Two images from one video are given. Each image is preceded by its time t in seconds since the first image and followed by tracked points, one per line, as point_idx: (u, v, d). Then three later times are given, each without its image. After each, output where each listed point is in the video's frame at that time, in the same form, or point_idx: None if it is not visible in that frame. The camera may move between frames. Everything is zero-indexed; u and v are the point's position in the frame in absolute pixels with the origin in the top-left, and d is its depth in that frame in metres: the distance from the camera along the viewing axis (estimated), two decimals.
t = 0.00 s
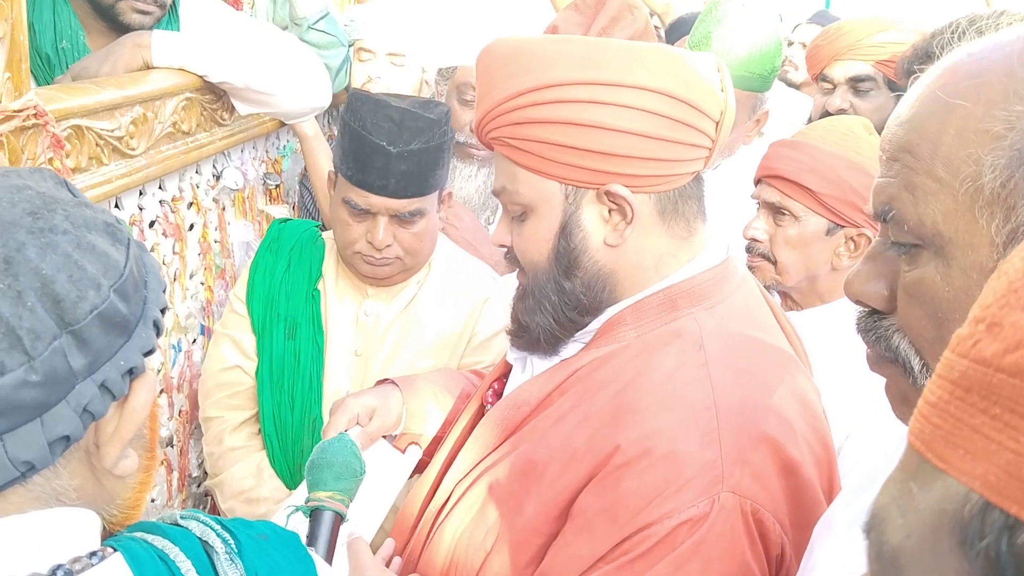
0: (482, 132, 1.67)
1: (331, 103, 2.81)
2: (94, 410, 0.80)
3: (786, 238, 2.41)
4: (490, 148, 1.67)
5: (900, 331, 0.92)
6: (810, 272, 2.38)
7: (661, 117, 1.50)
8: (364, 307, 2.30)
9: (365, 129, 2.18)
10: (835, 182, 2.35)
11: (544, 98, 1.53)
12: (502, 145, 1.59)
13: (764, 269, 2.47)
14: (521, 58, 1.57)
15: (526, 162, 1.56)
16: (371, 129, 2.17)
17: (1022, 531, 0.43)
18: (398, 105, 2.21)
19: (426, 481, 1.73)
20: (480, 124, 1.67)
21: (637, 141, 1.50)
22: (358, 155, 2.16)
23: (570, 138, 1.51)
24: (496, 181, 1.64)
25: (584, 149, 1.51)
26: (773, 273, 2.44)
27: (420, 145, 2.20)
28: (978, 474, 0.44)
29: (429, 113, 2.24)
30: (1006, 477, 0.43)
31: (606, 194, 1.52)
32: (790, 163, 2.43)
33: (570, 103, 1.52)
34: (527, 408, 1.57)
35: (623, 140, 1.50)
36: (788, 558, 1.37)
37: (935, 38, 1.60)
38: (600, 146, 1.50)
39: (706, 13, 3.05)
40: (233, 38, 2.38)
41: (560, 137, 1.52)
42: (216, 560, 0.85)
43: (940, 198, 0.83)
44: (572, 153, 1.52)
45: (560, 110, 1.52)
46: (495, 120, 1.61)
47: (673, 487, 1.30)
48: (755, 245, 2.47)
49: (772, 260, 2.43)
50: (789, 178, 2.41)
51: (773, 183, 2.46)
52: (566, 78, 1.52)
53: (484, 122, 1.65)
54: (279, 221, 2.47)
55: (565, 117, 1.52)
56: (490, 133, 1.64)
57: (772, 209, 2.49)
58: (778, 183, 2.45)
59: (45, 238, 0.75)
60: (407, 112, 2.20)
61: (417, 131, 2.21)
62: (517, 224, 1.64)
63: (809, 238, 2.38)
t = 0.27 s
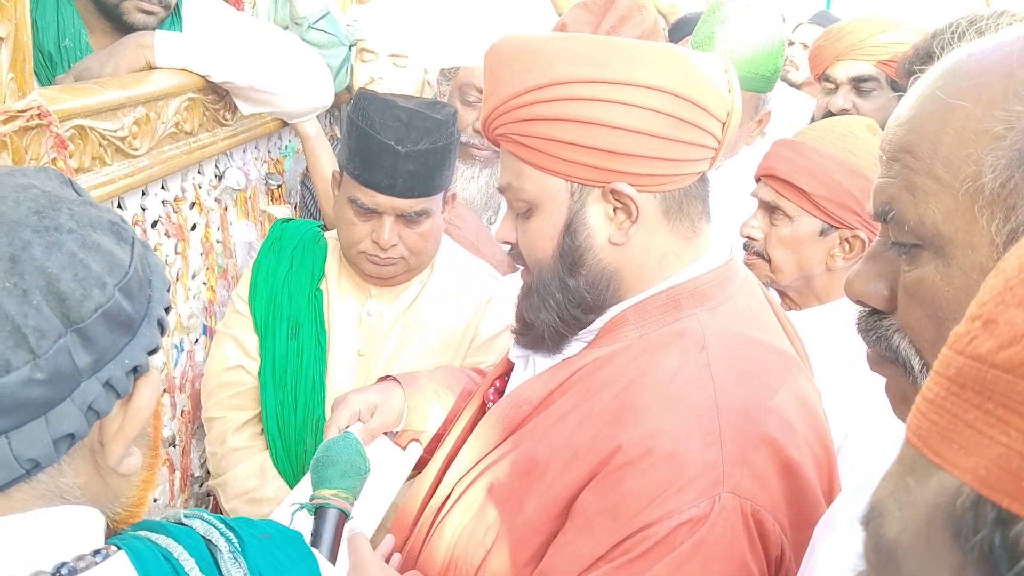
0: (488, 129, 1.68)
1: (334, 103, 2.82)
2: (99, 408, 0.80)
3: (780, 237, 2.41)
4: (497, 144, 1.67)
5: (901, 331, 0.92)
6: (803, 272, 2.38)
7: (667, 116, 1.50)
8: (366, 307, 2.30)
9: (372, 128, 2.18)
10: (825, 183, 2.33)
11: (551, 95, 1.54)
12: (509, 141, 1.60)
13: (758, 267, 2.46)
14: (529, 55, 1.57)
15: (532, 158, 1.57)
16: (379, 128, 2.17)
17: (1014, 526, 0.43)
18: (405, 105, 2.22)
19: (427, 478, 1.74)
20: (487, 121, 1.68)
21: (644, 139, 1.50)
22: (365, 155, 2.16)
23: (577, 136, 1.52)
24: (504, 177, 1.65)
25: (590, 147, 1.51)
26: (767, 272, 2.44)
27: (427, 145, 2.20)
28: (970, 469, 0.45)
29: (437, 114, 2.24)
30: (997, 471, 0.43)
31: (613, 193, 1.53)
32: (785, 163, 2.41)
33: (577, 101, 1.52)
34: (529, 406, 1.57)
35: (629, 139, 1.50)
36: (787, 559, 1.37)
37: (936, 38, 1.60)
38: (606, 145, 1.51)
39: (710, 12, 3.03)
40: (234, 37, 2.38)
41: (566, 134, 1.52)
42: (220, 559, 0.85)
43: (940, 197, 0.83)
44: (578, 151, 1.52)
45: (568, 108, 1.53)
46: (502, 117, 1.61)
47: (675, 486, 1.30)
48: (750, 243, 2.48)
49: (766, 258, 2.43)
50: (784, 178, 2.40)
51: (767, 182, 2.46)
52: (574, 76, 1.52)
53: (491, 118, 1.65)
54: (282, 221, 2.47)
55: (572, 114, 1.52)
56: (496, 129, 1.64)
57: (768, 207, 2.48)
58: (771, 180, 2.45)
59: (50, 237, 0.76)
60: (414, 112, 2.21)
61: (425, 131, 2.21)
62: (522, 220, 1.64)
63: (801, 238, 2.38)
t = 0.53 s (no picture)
0: (492, 131, 1.69)
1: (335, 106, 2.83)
2: (106, 409, 0.81)
3: (773, 240, 2.42)
4: (500, 146, 1.68)
5: (899, 334, 0.93)
6: (797, 276, 2.40)
7: (670, 120, 1.51)
8: (368, 309, 2.31)
9: (377, 130, 2.18)
10: (818, 188, 2.33)
11: (555, 98, 1.54)
12: (512, 143, 1.60)
13: (753, 269, 2.48)
14: (533, 58, 1.58)
15: (535, 161, 1.58)
16: (384, 130, 2.18)
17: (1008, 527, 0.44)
18: (412, 108, 2.22)
19: (426, 479, 1.75)
20: (491, 123, 1.68)
21: (647, 143, 1.51)
22: (370, 157, 2.17)
23: (581, 139, 1.53)
24: (507, 179, 1.66)
25: (593, 150, 1.52)
26: (761, 274, 2.46)
27: (433, 148, 2.21)
28: (963, 472, 0.46)
29: (444, 117, 2.25)
30: (990, 474, 0.44)
31: (615, 197, 1.54)
32: (780, 165, 2.41)
33: (581, 104, 1.53)
34: (528, 408, 1.58)
35: (633, 143, 1.51)
36: (783, 562, 1.38)
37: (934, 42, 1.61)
38: (609, 148, 1.51)
39: (708, 16, 3.03)
40: (235, 41, 2.40)
41: (570, 137, 1.53)
42: (226, 559, 0.86)
43: (937, 202, 0.84)
44: (581, 154, 1.53)
45: (572, 110, 1.53)
46: (506, 119, 1.62)
47: (671, 488, 1.32)
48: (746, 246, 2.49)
49: (759, 261, 2.45)
50: (777, 182, 2.41)
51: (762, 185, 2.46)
52: (578, 79, 1.53)
53: (495, 120, 1.66)
54: (283, 223, 2.47)
55: (576, 117, 1.53)
56: (500, 131, 1.65)
57: (762, 210, 2.48)
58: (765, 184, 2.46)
59: (58, 240, 0.77)
60: (421, 115, 2.21)
61: (431, 134, 2.22)
62: (524, 222, 1.65)
63: (793, 243, 2.39)
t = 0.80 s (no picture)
0: (488, 134, 1.70)
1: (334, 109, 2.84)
2: (108, 410, 0.83)
3: (769, 245, 2.43)
4: (496, 149, 1.69)
5: (888, 338, 0.96)
6: (794, 279, 2.41)
7: (665, 124, 1.52)
8: (364, 312, 2.32)
9: (376, 132, 2.19)
10: (818, 193, 2.34)
11: (552, 102, 1.56)
12: (509, 147, 1.61)
13: (749, 273, 2.49)
14: (530, 62, 1.59)
15: (531, 164, 1.59)
16: (383, 132, 2.19)
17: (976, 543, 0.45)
18: (410, 111, 2.23)
19: (422, 480, 1.76)
20: (487, 126, 1.70)
21: (642, 146, 1.52)
22: (369, 158, 2.18)
23: (577, 142, 1.54)
24: (503, 182, 1.67)
25: (589, 154, 1.53)
26: (757, 277, 2.47)
27: (430, 151, 2.22)
28: (931, 487, 0.46)
29: (441, 120, 2.26)
30: (959, 490, 0.45)
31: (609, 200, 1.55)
32: (776, 170, 2.42)
33: (577, 107, 1.54)
34: (522, 409, 1.60)
35: (628, 145, 1.52)
36: (774, 564, 1.39)
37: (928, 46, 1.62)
38: (605, 152, 1.53)
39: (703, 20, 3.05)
40: (235, 43, 2.40)
41: (566, 140, 1.54)
42: (228, 559, 0.87)
43: (924, 207, 0.86)
44: (577, 157, 1.54)
45: (568, 114, 1.55)
46: (502, 122, 1.63)
47: (662, 489, 1.33)
48: (742, 249, 2.50)
49: (756, 264, 2.46)
50: (777, 188, 2.40)
51: (761, 190, 2.47)
52: (575, 83, 1.54)
53: (491, 123, 1.67)
54: (280, 224, 2.48)
55: (572, 120, 1.54)
56: (496, 134, 1.66)
57: (758, 214, 2.49)
58: (762, 189, 2.47)
59: (62, 243, 0.78)
60: (418, 118, 2.22)
61: (429, 138, 2.23)
62: (520, 225, 1.66)
63: (789, 248, 2.39)
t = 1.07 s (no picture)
0: (487, 138, 1.71)
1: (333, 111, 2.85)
2: (117, 409, 0.84)
3: (766, 248, 2.44)
4: (494, 153, 1.70)
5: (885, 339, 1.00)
6: (789, 283, 2.42)
7: (664, 127, 1.53)
8: (363, 314, 2.33)
9: (376, 134, 2.20)
10: (814, 200, 2.31)
11: (551, 105, 1.57)
12: (508, 151, 1.63)
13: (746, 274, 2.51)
14: (529, 66, 1.60)
15: (530, 167, 1.60)
16: (382, 135, 2.20)
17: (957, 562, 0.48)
18: (409, 113, 2.24)
19: (423, 482, 1.77)
20: (485, 130, 1.71)
21: (639, 149, 1.53)
22: (369, 161, 2.19)
23: (575, 145, 1.55)
24: (503, 185, 1.68)
25: (588, 156, 1.54)
26: (753, 279, 2.49)
27: (430, 153, 2.23)
28: (908, 509, 0.50)
29: (440, 122, 2.27)
30: (938, 514, 0.49)
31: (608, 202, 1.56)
32: (774, 173, 2.39)
33: (576, 111, 1.55)
34: (523, 411, 1.61)
35: (625, 148, 1.53)
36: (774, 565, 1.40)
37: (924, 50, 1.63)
38: (604, 155, 1.54)
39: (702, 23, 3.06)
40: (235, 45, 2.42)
41: (565, 144, 1.55)
42: (233, 558, 0.88)
43: (918, 210, 0.89)
44: (577, 160, 1.55)
45: (566, 117, 1.56)
46: (501, 126, 1.64)
47: (662, 491, 1.33)
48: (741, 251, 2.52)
49: (753, 267, 2.48)
50: (773, 192, 2.40)
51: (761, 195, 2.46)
52: (573, 86, 1.55)
53: (490, 127, 1.68)
54: (280, 226, 2.50)
55: (570, 123, 1.55)
56: (495, 138, 1.67)
57: (756, 217, 2.50)
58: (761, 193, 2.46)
59: (72, 244, 0.79)
60: (418, 120, 2.23)
61: (428, 140, 2.24)
62: (519, 228, 1.67)
63: (786, 251, 2.40)
